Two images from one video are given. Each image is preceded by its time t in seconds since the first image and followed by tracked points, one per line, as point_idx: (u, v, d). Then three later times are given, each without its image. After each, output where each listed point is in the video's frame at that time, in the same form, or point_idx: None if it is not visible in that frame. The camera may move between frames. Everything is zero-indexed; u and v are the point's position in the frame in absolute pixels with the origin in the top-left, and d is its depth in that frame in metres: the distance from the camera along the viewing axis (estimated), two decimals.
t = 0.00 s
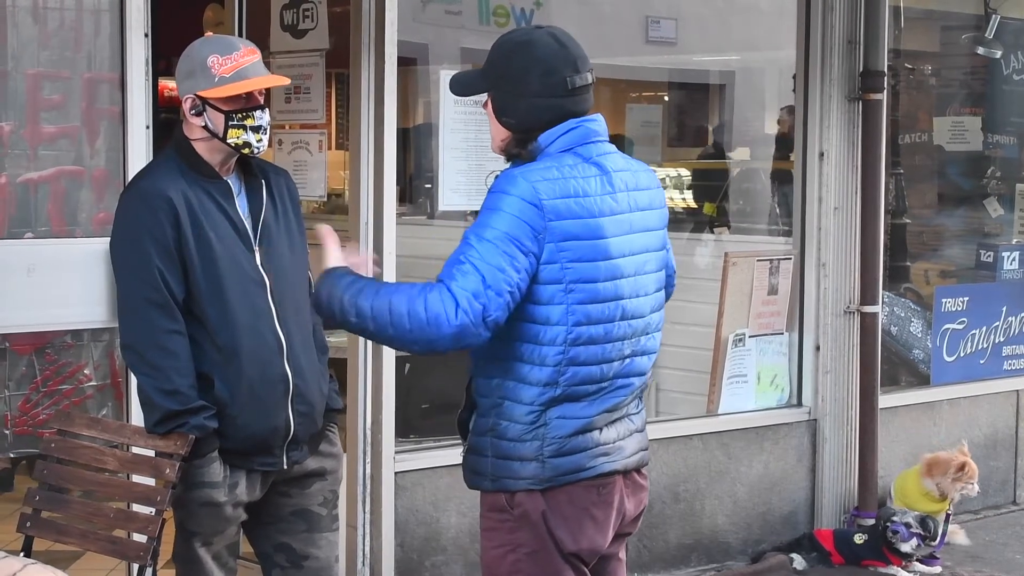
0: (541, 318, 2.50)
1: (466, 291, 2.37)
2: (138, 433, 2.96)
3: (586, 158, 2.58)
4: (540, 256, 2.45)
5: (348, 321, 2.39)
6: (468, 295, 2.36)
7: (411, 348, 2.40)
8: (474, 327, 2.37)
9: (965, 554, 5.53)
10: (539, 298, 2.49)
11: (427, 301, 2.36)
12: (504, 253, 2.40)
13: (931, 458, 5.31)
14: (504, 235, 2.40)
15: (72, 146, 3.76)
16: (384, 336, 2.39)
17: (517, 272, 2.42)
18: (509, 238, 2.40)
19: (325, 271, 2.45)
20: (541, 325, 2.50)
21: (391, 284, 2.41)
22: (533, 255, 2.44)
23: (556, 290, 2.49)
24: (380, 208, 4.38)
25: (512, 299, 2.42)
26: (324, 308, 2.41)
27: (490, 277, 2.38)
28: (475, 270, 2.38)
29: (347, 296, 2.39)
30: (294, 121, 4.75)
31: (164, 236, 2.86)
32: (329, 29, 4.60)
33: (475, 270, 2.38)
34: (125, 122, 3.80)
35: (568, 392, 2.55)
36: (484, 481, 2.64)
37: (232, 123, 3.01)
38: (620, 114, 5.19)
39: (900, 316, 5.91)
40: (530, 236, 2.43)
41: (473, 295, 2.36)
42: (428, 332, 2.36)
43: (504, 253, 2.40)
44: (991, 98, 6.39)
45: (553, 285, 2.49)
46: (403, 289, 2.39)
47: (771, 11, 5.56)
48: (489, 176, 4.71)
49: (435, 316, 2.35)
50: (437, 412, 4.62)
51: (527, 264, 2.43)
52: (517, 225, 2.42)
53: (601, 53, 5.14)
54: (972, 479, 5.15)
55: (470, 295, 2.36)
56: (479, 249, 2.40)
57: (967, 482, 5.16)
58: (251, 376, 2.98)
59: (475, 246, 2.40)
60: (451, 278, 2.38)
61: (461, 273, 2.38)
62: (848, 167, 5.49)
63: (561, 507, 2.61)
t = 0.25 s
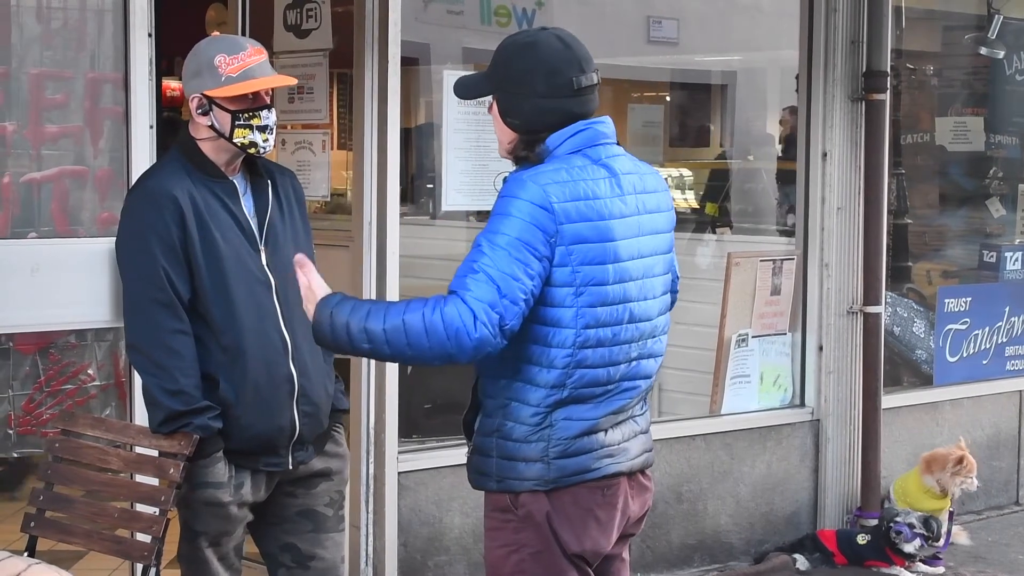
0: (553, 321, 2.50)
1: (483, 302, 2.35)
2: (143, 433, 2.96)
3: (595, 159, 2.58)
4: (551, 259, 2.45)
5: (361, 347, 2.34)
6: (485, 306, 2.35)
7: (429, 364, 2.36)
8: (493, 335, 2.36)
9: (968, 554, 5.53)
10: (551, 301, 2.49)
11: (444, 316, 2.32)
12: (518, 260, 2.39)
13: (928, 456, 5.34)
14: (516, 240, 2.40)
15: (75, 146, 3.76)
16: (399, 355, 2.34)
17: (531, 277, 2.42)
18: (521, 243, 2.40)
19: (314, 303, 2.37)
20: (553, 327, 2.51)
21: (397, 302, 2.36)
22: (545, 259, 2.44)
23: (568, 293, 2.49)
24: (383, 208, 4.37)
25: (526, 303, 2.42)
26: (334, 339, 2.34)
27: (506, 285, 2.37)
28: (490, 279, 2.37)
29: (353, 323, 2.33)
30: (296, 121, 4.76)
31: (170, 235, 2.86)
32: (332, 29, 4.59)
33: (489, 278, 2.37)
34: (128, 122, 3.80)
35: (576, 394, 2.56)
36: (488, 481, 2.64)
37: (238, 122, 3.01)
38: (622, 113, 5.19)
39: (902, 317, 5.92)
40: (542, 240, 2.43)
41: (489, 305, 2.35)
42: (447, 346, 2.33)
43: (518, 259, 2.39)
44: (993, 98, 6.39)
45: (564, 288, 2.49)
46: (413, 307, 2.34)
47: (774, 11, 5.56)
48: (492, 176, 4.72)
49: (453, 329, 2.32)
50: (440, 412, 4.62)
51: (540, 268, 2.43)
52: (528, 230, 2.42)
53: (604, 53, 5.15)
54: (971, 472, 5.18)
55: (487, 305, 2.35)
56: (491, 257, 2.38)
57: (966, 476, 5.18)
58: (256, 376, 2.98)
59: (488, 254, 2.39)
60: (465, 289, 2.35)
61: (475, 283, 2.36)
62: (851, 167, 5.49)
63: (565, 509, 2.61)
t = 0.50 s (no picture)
0: (557, 320, 2.50)
1: (485, 299, 2.35)
2: (147, 432, 2.95)
3: (599, 158, 2.58)
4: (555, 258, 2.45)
5: (363, 344, 2.34)
6: (487, 303, 2.34)
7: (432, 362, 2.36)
8: (498, 332, 2.36)
9: (971, 554, 5.54)
10: (554, 299, 2.49)
11: (447, 313, 2.32)
12: (522, 258, 2.39)
13: (931, 451, 5.34)
14: (521, 238, 2.40)
15: (78, 145, 3.75)
16: (402, 353, 2.34)
17: (535, 275, 2.41)
18: (525, 241, 2.40)
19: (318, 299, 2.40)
20: (557, 326, 2.50)
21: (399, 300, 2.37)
22: (550, 257, 2.44)
23: (572, 292, 2.49)
24: (386, 207, 4.37)
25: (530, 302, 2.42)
26: (335, 336, 2.35)
27: (511, 282, 2.37)
28: (494, 277, 2.36)
29: (354, 321, 2.34)
30: (299, 121, 4.78)
31: (174, 235, 2.86)
32: (335, 28, 4.59)
33: (493, 276, 2.36)
34: (132, 121, 3.79)
35: (579, 393, 2.55)
36: (492, 481, 2.64)
37: (242, 121, 3.01)
38: (624, 113, 5.19)
39: (905, 316, 5.93)
40: (547, 238, 2.43)
41: (493, 302, 2.35)
42: (451, 343, 2.32)
43: (522, 257, 2.39)
44: (995, 98, 6.39)
45: (569, 286, 2.48)
46: (416, 304, 2.34)
47: (776, 10, 5.56)
48: (496, 176, 4.72)
49: (457, 325, 2.32)
50: (444, 411, 4.61)
51: (544, 266, 2.43)
52: (533, 228, 2.42)
53: (606, 52, 5.14)
54: (972, 464, 5.17)
55: (491, 303, 2.35)
56: (496, 254, 2.38)
57: (968, 468, 5.17)
58: (261, 376, 2.98)
59: (493, 251, 2.38)
60: (468, 286, 2.35)
61: (478, 280, 2.35)
62: (854, 166, 5.48)
63: (570, 508, 2.61)
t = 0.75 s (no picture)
0: (554, 320, 2.50)
1: (482, 296, 2.34)
2: (149, 432, 2.95)
3: (601, 159, 2.58)
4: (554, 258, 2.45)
5: (359, 340, 2.34)
6: (484, 300, 2.34)
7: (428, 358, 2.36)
8: (493, 329, 2.35)
9: (973, 554, 5.53)
10: (552, 299, 2.49)
11: (443, 310, 2.32)
12: (520, 255, 2.39)
13: (932, 453, 5.34)
14: (520, 236, 2.40)
15: (80, 145, 3.75)
16: (398, 348, 2.35)
17: (533, 275, 2.41)
18: (524, 241, 2.40)
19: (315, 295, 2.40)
20: (554, 326, 2.50)
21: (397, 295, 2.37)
22: (548, 256, 2.43)
23: (570, 292, 2.49)
24: (388, 207, 4.37)
25: (528, 301, 2.42)
26: (332, 330, 2.35)
27: (507, 279, 2.37)
28: (491, 275, 2.36)
29: (351, 315, 2.34)
30: (301, 120, 4.78)
31: (176, 234, 2.86)
32: (337, 28, 4.59)
33: (491, 273, 2.36)
34: (133, 121, 3.79)
35: (575, 394, 2.55)
36: (487, 481, 2.64)
37: (244, 121, 3.01)
38: (626, 112, 5.19)
39: (908, 316, 5.92)
40: (546, 238, 2.43)
41: (490, 300, 2.34)
42: (447, 339, 2.32)
43: (521, 256, 2.39)
44: (997, 97, 6.39)
45: (567, 286, 2.48)
46: (413, 300, 2.35)
47: (778, 10, 5.55)
48: (498, 175, 4.71)
49: (452, 322, 2.31)
50: (445, 411, 4.61)
51: (542, 266, 2.43)
52: (532, 227, 2.41)
53: (607, 51, 5.14)
54: (977, 462, 5.21)
55: (488, 300, 2.34)
56: (494, 252, 2.38)
57: (973, 465, 5.19)
58: (264, 375, 2.98)
59: (491, 249, 2.38)
60: (465, 283, 2.35)
61: (476, 277, 2.35)
62: (856, 166, 5.48)
63: (564, 508, 2.61)
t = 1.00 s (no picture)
0: (550, 323, 2.50)
1: (476, 301, 2.37)
2: (152, 432, 2.95)
3: (603, 163, 2.59)
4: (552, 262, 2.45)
5: (356, 339, 2.38)
6: (478, 304, 2.36)
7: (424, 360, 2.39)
8: (487, 333, 2.37)
9: (976, 554, 5.53)
10: (547, 302, 2.50)
11: (437, 313, 2.36)
12: (517, 259, 2.40)
13: (931, 454, 5.33)
14: (518, 241, 2.40)
15: (83, 146, 3.76)
16: (393, 349, 2.39)
17: (530, 279, 2.42)
18: (522, 245, 2.41)
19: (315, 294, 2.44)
20: (549, 329, 2.50)
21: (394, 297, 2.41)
22: (546, 261, 2.44)
23: (567, 296, 2.49)
24: (390, 207, 4.37)
25: (523, 306, 2.43)
26: (330, 329, 2.39)
27: (503, 283, 2.38)
28: (487, 279, 2.38)
29: (349, 316, 2.38)
30: (303, 121, 4.78)
31: (178, 235, 2.86)
32: (339, 28, 4.60)
33: (486, 278, 2.38)
34: (136, 122, 3.79)
35: (568, 397, 2.56)
36: (477, 480, 2.65)
37: (247, 122, 3.01)
38: (628, 112, 5.19)
39: (910, 316, 5.91)
40: (544, 242, 2.43)
41: (484, 304, 2.36)
42: (439, 342, 2.36)
43: (518, 260, 2.40)
44: (1000, 98, 6.39)
45: (564, 291, 2.49)
46: (409, 302, 2.38)
47: (781, 10, 5.55)
48: (501, 176, 4.71)
49: (446, 325, 2.35)
50: (448, 412, 4.61)
51: (539, 270, 2.43)
52: (530, 231, 2.42)
53: (609, 51, 5.14)
54: (974, 462, 5.17)
55: (482, 305, 2.36)
56: (491, 256, 2.40)
57: (971, 467, 5.17)
58: (266, 376, 2.98)
59: (487, 253, 2.40)
60: (462, 286, 2.38)
61: (471, 281, 2.38)
62: (859, 167, 5.48)
63: (553, 509, 2.61)
